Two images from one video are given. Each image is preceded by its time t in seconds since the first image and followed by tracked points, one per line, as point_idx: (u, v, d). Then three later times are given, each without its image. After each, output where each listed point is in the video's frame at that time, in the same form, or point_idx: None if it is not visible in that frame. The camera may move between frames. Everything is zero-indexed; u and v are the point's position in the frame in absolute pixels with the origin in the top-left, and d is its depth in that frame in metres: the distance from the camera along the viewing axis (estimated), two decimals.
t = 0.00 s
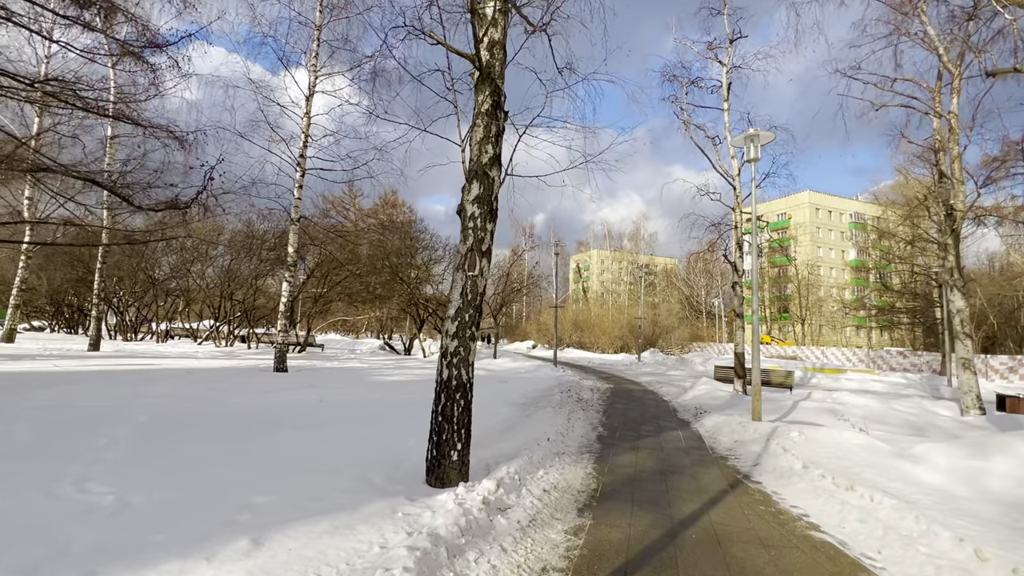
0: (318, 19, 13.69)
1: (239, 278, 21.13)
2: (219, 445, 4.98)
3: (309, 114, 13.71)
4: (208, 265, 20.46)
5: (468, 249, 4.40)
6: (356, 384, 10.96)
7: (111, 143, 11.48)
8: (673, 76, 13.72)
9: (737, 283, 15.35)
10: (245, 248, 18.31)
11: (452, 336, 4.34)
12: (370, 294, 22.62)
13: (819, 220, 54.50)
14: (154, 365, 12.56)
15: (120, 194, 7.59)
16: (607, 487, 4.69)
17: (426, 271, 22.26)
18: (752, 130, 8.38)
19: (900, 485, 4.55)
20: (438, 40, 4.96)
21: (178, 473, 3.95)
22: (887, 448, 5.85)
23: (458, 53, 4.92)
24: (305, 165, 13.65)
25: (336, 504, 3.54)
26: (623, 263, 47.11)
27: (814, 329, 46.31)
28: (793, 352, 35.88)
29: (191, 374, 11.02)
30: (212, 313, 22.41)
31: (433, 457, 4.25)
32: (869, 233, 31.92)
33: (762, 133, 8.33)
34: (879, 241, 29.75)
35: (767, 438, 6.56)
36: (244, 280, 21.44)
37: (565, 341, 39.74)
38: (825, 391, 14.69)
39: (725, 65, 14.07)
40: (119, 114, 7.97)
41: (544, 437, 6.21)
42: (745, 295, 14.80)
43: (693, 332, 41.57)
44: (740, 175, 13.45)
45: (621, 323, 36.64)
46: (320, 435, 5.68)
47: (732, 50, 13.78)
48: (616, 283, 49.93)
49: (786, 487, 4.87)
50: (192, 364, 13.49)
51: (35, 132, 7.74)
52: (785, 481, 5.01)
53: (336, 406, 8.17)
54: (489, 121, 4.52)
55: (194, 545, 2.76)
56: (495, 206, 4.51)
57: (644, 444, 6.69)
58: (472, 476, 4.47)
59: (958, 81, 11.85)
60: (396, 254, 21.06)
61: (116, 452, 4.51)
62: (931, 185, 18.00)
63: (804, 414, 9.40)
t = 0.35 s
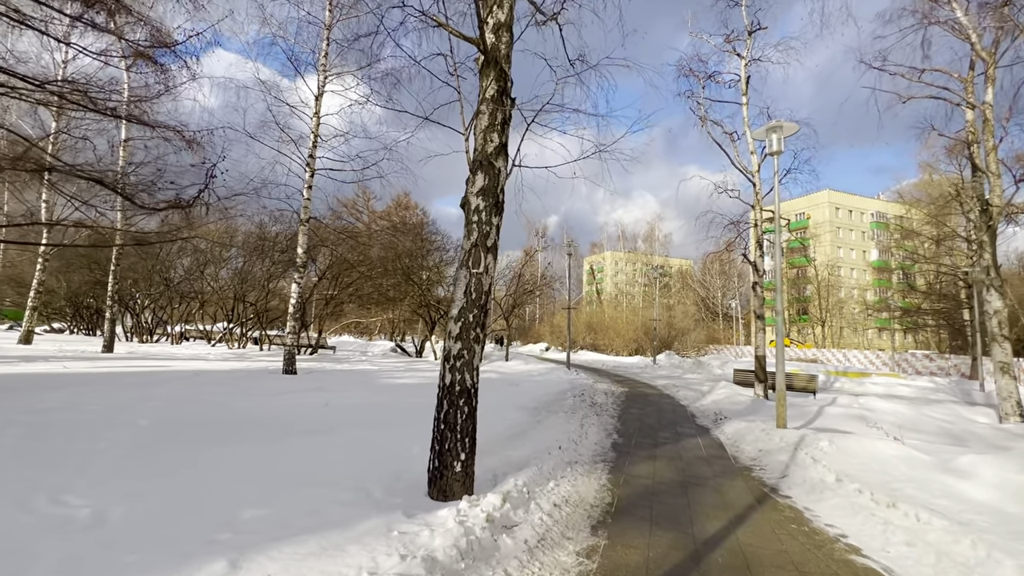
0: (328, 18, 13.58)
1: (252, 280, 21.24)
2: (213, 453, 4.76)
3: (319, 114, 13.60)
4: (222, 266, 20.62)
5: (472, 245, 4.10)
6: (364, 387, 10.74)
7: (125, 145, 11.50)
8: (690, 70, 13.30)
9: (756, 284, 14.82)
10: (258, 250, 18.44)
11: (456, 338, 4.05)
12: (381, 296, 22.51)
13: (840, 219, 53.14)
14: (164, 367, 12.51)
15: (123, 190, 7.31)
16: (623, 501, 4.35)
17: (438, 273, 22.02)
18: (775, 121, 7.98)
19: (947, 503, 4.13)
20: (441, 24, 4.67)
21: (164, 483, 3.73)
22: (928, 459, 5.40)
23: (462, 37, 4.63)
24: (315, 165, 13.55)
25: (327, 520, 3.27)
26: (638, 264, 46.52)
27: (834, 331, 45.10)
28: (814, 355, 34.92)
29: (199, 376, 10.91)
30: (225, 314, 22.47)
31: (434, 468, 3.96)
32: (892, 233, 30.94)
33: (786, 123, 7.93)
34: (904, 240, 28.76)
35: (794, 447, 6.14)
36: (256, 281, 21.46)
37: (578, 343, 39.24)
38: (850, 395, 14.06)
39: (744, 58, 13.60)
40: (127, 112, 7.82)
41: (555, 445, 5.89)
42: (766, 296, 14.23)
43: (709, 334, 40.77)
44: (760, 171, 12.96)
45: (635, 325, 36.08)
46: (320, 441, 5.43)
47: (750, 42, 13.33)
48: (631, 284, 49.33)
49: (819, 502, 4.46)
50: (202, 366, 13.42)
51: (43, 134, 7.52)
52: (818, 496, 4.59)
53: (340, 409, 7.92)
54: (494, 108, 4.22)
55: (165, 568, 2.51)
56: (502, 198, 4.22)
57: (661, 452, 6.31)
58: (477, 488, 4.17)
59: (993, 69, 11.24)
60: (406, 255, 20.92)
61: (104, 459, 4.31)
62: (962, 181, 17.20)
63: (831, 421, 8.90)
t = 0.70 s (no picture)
0: (331, 16, 13.39)
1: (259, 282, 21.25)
2: (200, 463, 4.52)
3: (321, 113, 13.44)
4: (229, 268, 20.65)
5: (470, 240, 3.82)
6: (367, 391, 10.49)
7: (129, 148, 11.39)
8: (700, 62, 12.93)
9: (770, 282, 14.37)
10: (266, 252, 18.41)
11: (453, 340, 3.76)
12: (388, 297, 22.35)
13: (853, 217, 52.17)
14: (166, 370, 12.37)
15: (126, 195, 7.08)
16: (635, 515, 4.05)
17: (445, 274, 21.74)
18: (791, 112, 7.62)
19: (992, 519, 3.77)
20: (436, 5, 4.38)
21: (140, 498, 3.49)
22: (963, 468, 5.02)
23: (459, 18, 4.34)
24: (318, 165, 13.37)
25: (312, 540, 3.01)
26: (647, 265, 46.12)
27: (849, 331, 44.22)
28: (829, 355, 34.23)
29: (201, 379, 10.75)
30: (232, 317, 22.42)
31: (431, 480, 3.69)
32: (907, 230, 30.22)
33: (803, 114, 7.56)
34: (922, 238, 28.00)
35: (816, 454, 5.78)
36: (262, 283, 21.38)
37: (587, 344, 38.85)
38: (869, 397, 13.56)
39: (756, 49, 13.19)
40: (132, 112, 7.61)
41: (562, 452, 5.58)
42: (781, 295, 13.79)
43: (720, 335, 40.15)
44: (774, 166, 12.54)
45: (644, 325, 35.63)
46: (315, 449, 5.19)
47: (762, 33, 12.93)
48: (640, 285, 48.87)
49: (847, 517, 4.13)
50: (206, 368, 13.30)
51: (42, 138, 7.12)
52: (847, 511, 4.24)
53: (340, 414, 7.69)
54: (493, 93, 3.93)
55: None
56: (503, 190, 3.94)
57: (675, 459, 5.99)
58: (477, 501, 3.88)
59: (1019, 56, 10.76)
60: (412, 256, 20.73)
61: (84, 469, 4.09)
62: (984, 175, 16.61)
63: (852, 425, 8.50)
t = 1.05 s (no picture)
0: (324, 12, 13.12)
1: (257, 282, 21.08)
2: (171, 477, 4.21)
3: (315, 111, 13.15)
4: (227, 269, 20.50)
5: (457, 232, 3.49)
6: (361, 394, 10.20)
7: (122, 147, 11.18)
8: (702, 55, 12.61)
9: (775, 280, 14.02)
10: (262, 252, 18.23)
11: (439, 341, 3.44)
12: (386, 298, 22.06)
13: (857, 214, 51.72)
14: (157, 374, 12.08)
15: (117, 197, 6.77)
16: (638, 529, 3.73)
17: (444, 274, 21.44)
18: (798, 100, 7.26)
19: None
20: None
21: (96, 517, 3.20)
22: (989, 474, 4.69)
23: None
24: (312, 163, 13.08)
25: (278, 565, 2.70)
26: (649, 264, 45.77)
27: (853, 329, 43.78)
28: (833, 354, 33.82)
29: (191, 383, 10.46)
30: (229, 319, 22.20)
31: (415, 494, 3.38)
32: (912, 227, 29.84)
33: (811, 102, 7.20)
34: (927, 235, 27.60)
35: (830, 459, 5.45)
36: (259, 284, 21.11)
37: (589, 345, 38.49)
38: (879, 397, 13.21)
39: (759, 41, 12.86)
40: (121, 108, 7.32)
41: (560, 459, 5.26)
42: (786, 293, 13.43)
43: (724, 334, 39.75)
44: (778, 160, 12.21)
45: (647, 325, 35.28)
46: (298, 459, 4.88)
47: (765, 24, 12.61)
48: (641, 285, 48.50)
49: (869, 531, 3.79)
50: (198, 372, 13.01)
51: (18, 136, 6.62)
52: (869, 523, 3.91)
53: (330, 419, 7.38)
54: (480, 73, 3.61)
55: None
56: (493, 177, 3.61)
57: (680, 466, 5.65)
58: (467, 516, 3.56)
59: None
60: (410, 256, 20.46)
61: (43, 483, 3.80)
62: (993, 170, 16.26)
63: (864, 427, 8.15)
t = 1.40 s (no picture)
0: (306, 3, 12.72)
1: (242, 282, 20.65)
2: (129, 488, 3.89)
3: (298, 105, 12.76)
4: (211, 268, 20.06)
5: (434, 221, 3.18)
6: (345, 396, 9.86)
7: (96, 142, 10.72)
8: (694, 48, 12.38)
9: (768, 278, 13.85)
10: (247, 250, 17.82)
11: (415, 341, 3.14)
12: (375, 298, 21.67)
13: (846, 213, 52.02)
14: (134, 377, 11.65)
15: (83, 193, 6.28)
16: (632, 542, 3.46)
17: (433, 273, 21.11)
18: (794, 91, 7.02)
19: None
20: None
21: (33, 537, 2.87)
22: (998, 477, 4.48)
23: None
24: (294, 159, 12.69)
25: None
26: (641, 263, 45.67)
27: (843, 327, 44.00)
28: (824, 353, 33.92)
29: (167, 386, 10.06)
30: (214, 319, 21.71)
31: (390, 508, 3.08)
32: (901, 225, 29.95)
33: (808, 93, 6.95)
34: (916, 232, 27.68)
35: (832, 462, 5.22)
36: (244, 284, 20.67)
37: (581, 344, 38.29)
38: (873, 396, 13.07)
39: (752, 35, 12.64)
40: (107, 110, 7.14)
41: (550, 465, 4.98)
42: (780, 291, 13.25)
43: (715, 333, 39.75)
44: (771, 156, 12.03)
45: (639, 324, 35.14)
46: (270, 468, 4.56)
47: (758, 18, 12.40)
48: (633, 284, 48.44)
49: (878, 540, 3.55)
50: (177, 374, 12.57)
51: None
52: (877, 532, 3.66)
53: (311, 422, 7.05)
54: (460, 48, 3.32)
55: None
56: (474, 162, 3.31)
57: (676, 471, 5.39)
58: (447, 530, 3.27)
59: None
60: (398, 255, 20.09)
61: None
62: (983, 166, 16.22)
63: (863, 427, 7.97)
